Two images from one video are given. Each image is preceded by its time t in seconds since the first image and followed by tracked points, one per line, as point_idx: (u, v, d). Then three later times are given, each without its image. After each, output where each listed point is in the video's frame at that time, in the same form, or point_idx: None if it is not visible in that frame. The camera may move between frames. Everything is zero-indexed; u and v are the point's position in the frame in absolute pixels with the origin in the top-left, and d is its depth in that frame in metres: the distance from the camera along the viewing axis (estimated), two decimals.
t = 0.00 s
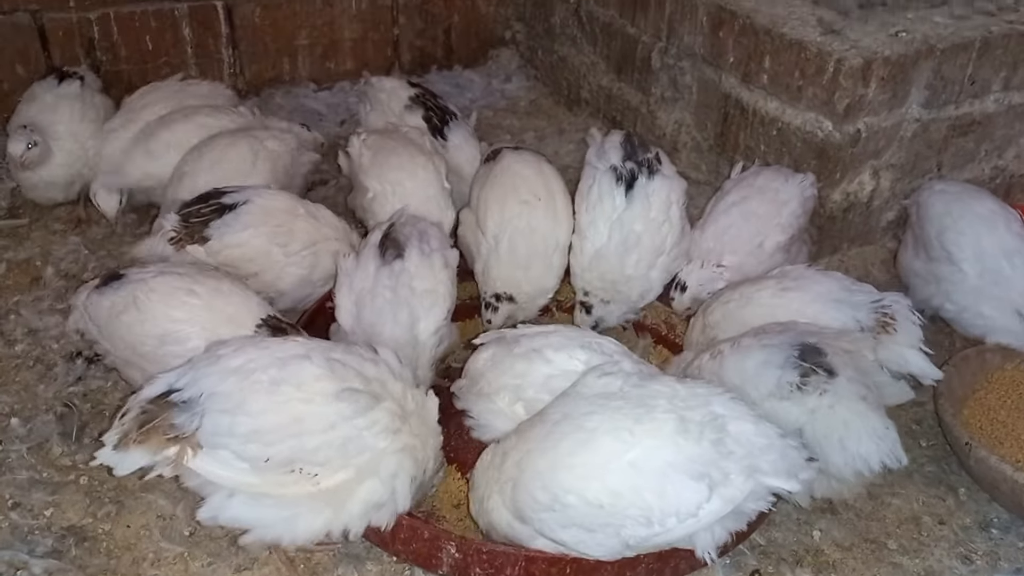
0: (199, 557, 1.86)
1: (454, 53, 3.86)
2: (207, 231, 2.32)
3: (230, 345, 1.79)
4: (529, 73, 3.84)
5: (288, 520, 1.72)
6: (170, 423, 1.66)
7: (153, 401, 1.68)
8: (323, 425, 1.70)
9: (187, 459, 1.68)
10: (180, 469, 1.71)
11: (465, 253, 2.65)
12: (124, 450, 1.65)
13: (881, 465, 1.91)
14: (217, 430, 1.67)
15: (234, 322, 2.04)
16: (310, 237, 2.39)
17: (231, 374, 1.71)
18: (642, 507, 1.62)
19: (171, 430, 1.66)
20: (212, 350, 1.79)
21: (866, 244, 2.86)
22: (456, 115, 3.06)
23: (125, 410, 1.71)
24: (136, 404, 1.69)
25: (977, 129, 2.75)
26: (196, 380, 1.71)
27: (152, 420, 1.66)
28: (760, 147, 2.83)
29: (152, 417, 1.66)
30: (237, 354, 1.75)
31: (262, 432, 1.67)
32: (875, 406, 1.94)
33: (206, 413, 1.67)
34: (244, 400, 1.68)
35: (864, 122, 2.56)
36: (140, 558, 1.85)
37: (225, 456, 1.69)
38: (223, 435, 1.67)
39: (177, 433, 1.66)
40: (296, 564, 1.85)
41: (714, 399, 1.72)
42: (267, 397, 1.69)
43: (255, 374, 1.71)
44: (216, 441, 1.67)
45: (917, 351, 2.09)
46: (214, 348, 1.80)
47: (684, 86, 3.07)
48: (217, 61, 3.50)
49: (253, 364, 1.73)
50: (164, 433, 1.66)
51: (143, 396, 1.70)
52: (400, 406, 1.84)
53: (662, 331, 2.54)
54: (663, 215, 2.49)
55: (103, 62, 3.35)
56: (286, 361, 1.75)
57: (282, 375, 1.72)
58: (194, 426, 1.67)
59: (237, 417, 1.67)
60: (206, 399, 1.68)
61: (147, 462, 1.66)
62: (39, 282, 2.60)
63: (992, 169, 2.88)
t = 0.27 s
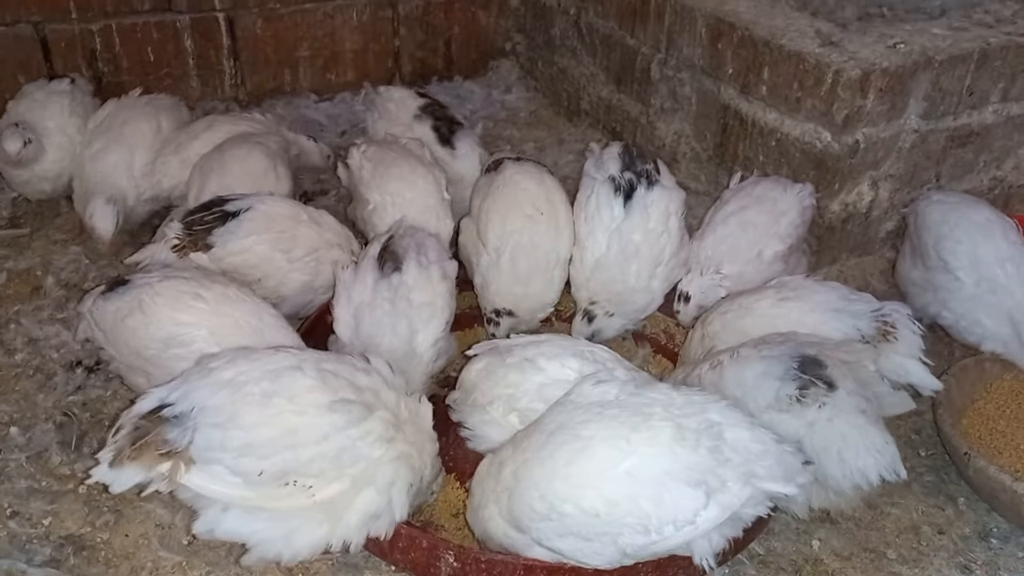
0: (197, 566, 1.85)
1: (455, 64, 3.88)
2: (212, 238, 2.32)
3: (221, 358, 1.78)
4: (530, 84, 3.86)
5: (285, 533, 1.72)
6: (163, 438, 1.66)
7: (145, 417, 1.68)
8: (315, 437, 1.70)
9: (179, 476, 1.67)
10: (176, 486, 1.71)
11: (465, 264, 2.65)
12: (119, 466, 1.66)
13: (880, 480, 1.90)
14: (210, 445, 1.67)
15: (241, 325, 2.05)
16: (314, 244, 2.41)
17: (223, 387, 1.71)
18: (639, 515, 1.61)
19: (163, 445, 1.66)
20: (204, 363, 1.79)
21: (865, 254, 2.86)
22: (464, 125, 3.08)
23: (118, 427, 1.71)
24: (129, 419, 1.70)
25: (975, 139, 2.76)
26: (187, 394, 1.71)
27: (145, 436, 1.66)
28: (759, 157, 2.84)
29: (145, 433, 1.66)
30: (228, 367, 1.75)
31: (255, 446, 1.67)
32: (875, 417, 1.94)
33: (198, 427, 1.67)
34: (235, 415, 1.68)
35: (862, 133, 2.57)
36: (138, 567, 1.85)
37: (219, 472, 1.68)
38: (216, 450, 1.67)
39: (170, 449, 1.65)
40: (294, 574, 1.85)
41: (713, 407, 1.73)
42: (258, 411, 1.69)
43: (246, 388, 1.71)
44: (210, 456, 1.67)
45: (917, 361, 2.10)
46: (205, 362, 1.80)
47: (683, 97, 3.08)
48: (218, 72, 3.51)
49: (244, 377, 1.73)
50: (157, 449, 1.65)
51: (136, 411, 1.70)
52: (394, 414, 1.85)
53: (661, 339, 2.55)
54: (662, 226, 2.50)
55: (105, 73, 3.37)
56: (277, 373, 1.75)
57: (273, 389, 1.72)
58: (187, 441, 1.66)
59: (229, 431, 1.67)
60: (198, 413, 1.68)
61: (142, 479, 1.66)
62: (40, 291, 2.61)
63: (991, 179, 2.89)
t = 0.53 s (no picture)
0: None
1: (455, 74, 3.89)
2: (208, 246, 2.33)
3: (214, 370, 1.79)
4: (529, 94, 3.87)
5: (279, 549, 1.70)
6: (154, 451, 1.66)
7: (138, 429, 1.68)
8: (308, 452, 1.70)
9: (170, 488, 1.67)
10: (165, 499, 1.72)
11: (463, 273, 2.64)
12: (110, 477, 1.66)
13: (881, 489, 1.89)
14: (202, 460, 1.66)
15: (245, 331, 2.04)
16: (310, 252, 2.41)
17: (216, 400, 1.71)
18: (638, 524, 1.61)
19: (155, 457, 1.66)
20: (197, 375, 1.79)
21: (864, 263, 2.86)
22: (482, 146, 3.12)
23: (110, 438, 1.71)
24: (122, 430, 1.70)
25: (974, 149, 2.76)
26: (179, 407, 1.71)
27: (137, 448, 1.66)
28: (758, 167, 2.84)
29: (137, 445, 1.66)
30: (221, 380, 1.75)
31: (247, 461, 1.67)
32: (875, 426, 1.94)
33: (190, 441, 1.67)
34: (227, 429, 1.68)
35: (860, 143, 2.58)
36: None
37: (212, 486, 1.68)
38: (209, 465, 1.66)
39: (162, 461, 1.66)
40: None
41: (712, 417, 1.73)
42: (250, 426, 1.69)
43: (238, 402, 1.71)
44: (201, 472, 1.66)
45: (910, 371, 2.11)
46: (198, 374, 1.80)
47: (682, 107, 3.09)
48: (219, 82, 3.53)
49: (237, 390, 1.73)
50: (148, 461, 1.65)
51: (129, 423, 1.70)
52: (389, 426, 1.85)
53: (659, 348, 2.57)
54: (661, 235, 2.50)
55: (105, 84, 3.38)
56: (270, 387, 1.75)
57: (265, 403, 1.72)
58: (179, 454, 1.66)
59: (221, 446, 1.67)
60: (190, 426, 1.68)
61: (133, 489, 1.67)
62: (39, 301, 2.61)
63: (990, 189, 2.89)
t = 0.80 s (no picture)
0: None
1: (457, 80, 3.91)
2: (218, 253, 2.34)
3: (215, 377, 1.79)
4: (531, 100, 3.88)
5: (285, 552, 1.71)
6: (156, 456, 1.66)
7: (139, 434, 1.68)
8: (310, 456, 1.70)
9: (173, 495, 1.66)
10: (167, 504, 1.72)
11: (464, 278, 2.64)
12: (112, 483, 1.66)
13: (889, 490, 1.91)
14: (204, 465, 1.66)
15: (249, 339, 2.04)
16: (321, 257, 2.41)
17: (217, 406, 1.72)
18: (646, 529, 1.61)
19: (156, 463, 1.65)
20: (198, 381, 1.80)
21: (867, 268, 2.86)
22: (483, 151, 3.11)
23: (111, 444, 1.71)
24: (123, 435, 1.70)
25: (975, 154, 2.77)
26: (181, 413, 1.71)
27: (138, 453, 1.66)
28: (760, 172, 2.84)
29: (137, 451, 1.66)
30: (222, 385, 1.75)
31: (249, 466, 1.67)
32: (880, 430, 1.94)
33: (192, 446, 1.67)
34: (229, 434, 1.68)
35: (862, 148, 2.57)
36: None
37: (214, 491, 1.68)
38: (210, 470, 1.66)
39: (163, 467, 1.65)
40: None
41: (717, 421, 1.73)
42: (251, 431, 1.69)
43: (239, 407, 1.71)
44: (203, 477, 1.66)
45: (911, 375, 2.10)
46: (199, 380, 1.80)
47: (684, 112, 3.09)
48: (222, 88, 3.53)
49: (238, 396, 1.73)
50: (149, 466, 1.65)
51: (130, 429, 1.70)
52: (391, 430, 1.84)
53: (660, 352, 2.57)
54: (665, 242, 2.50)
55: (109, 89, 3.39)
56: (271, 393, 1.75)
57: (266, 408, 1.72)
58: (180, 460, 1.66)
59: (223, 451, 1.67)
60: (192, 431, 1.69)
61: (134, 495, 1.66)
62: (42, 306, 2.61)
63: (992, 195, 2.90)
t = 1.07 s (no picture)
0: None
1: (457, 86, 3.92)
2: (219, 264, 2.35)
3: (218, 381, 1.80)
4: (531, 106, 3.89)
5: (285, 557, 1.70)
6: (158, 460, 1.67)
7: (141, 438, 1.69)
8: (311, 461, 1.71)
9: (175, 498, 1.68)
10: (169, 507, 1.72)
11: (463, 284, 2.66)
12: (113, 486, 1.66)
13: (891, 501, 1.90)
14: (206, 468, 1.67)
15: (250, 345, 2.05)
16: (320, 250, 2.41)
17: (219, 410, 1.72)
18: (653, 538, 1.61)
19: (159, 466, 1.67)
20: (200, 386, 1.80)
21: (867, 274, 2.87)
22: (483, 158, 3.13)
23: (113, 448, 1.71)
24: (126, 439, 1.70)
25: (974, 160, 2.77)
26: (183, 416, 1.71)
27: (141, 457, 1.67)
28: (760, 178, 2.85)
29: (140, 454, 1.67)
30: (224, 390, 1.76)
31: (251, 470, 1.68)
32: (880, 436, 1.94)
33: (194, 450, 1.68)
34: (231, 438, 1.69)
35: (861, 154, 2.58)
36: None
37: (216, 494, 1.68)
38: (212, 473, 1.67)
39: (166, 470, 1.67)
40: None
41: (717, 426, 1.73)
42: (253, 435, 1.70)
43: (241, 411, 1.72)
44: (205, 480, 1.67)
45: (915, 376, 2.13)
46: (202, 385, 1.81)
47: (683, 118, 3.09)
48: (222, 94, 3.54)
49: (241, 400, 1.74)
50: (152, 470, 1.66)
51: (132, 432, 1.71)
52: (393, 436, 1.84)
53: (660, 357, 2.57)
54: (664, 249, 2.51)
55: (109, 95, 3.40)
56: (273, 397, 1.75)
57: (269, 412, 1.73)
58: (182, 463, 1.67)
59: (225, 455, 1.68)
60: (194, 435, 1.69)
61: (136, 498, 1.67)
62: (42, 312, 2.62)
63: (991, 200, 2.90)
